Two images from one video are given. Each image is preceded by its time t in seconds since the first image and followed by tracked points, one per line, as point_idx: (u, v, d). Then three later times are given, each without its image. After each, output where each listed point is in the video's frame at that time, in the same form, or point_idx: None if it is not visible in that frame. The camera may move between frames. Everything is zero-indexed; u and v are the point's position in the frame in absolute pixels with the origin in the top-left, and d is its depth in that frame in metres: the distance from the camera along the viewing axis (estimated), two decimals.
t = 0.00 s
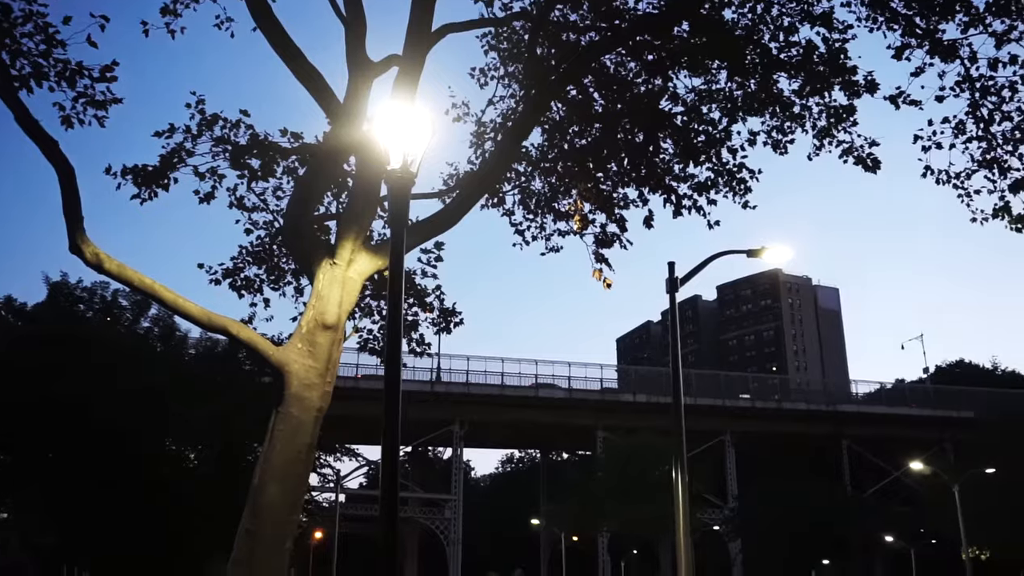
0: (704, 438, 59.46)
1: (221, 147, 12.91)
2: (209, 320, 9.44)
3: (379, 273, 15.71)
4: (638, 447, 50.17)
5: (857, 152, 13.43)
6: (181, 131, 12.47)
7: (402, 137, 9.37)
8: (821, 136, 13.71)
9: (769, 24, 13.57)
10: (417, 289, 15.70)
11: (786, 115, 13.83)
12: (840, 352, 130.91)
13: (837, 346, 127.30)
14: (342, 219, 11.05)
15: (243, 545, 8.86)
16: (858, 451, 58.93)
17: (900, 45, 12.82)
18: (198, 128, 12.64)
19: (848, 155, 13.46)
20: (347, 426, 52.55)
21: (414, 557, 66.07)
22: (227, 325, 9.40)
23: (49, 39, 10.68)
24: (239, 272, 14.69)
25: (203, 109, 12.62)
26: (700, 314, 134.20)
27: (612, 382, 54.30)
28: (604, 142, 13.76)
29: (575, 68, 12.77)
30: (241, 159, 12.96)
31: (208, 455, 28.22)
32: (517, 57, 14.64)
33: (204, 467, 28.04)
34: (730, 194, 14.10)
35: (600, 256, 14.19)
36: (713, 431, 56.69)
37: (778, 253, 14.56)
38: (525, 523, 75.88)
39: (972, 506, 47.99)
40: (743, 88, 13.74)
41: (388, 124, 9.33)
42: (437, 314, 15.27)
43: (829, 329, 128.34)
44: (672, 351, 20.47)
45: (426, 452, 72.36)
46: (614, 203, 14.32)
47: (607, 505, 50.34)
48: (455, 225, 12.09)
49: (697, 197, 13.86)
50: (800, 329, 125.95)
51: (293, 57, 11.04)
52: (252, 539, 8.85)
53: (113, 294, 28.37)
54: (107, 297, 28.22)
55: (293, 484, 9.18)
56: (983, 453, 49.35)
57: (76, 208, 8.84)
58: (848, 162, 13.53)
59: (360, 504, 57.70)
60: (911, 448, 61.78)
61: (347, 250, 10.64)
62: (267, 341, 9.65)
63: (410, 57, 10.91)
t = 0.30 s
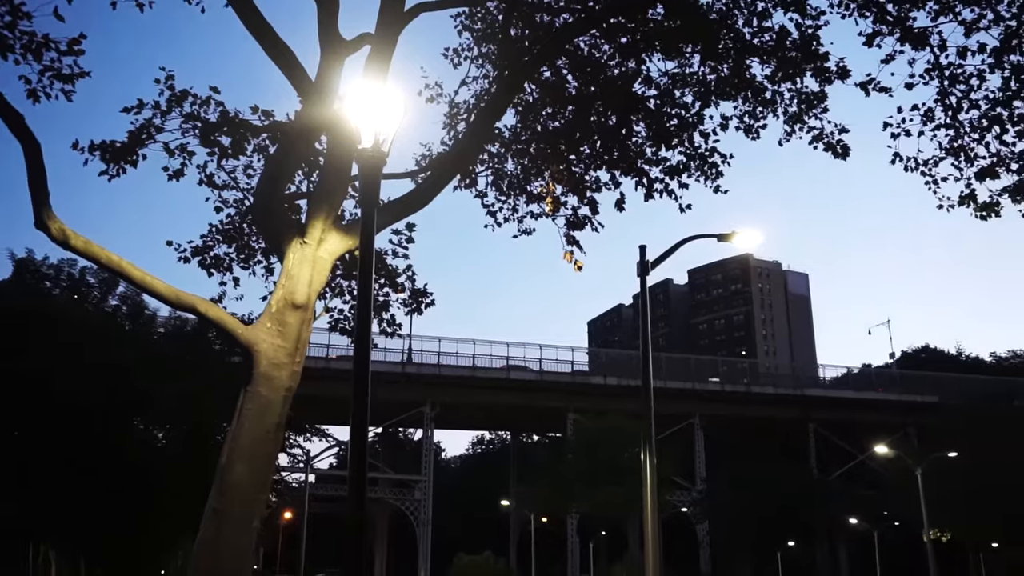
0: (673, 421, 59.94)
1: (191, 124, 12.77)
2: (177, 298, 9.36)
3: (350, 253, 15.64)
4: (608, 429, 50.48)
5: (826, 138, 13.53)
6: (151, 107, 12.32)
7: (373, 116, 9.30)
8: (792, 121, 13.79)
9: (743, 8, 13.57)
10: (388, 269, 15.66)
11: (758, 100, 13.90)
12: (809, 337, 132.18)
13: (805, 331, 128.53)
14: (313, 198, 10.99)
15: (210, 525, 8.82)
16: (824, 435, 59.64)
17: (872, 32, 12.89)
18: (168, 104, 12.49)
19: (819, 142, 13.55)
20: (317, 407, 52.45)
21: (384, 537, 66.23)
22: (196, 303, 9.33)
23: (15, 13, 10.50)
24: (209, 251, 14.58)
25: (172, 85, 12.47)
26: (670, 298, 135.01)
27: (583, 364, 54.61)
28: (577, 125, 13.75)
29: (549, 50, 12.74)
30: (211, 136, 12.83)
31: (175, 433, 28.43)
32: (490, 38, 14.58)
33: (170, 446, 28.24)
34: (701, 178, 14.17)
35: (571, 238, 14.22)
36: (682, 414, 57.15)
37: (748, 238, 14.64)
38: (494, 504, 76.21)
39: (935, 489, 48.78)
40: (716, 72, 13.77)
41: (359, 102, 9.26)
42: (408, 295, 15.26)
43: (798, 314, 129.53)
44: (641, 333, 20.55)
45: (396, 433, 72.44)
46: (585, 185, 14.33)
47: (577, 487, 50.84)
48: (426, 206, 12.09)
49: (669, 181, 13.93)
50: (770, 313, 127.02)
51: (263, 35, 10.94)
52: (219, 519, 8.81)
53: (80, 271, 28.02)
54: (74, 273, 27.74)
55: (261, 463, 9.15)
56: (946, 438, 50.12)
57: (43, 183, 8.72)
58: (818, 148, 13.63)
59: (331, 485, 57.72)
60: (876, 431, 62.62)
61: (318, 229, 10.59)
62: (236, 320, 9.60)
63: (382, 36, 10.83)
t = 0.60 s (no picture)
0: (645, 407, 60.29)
1: (162, 103, 12.63)
2: (146, 278, 9.27)
3: (322, 236, 15.54)
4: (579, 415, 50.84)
5: (800, 128, 13.58)
6: (121, 85, 12.16)
7: (346, 97, 9.24)
8: (766, 110, 13.84)
9: None
10: (361, 253, 15.58)
11: (733, 88, 13.92)
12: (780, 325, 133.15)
13: (776, 320, 129.47)
14: (284, 180, 10.91)
15: (180, 507, 8.76)
16: (793, 422, 60.22)
17: (846, 22, 12.94)
18: (139, 82, 12.35)
19: (791, 131, 13.61)
20: (289, 390, 52.25)
21: (355, 521, 66.22)
22: (166, 285, 9.25)
23: None
24: (180, 232, 14.44)
25: (143, 63, 12.32)
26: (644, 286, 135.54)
27: (556, 350, 54.80)
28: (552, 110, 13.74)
29: (524, 34, 12.68)
30: (182, 116, 12.70)
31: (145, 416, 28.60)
32: (466, 21, 14.49)
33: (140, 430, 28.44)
34: (675, 165, 14.20)
35: (544, 224, 14.22)
36: (654, 400, 57.46)
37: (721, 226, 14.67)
38: (466, 489, 76.37)
39: (901, 476, 49.38)
40: (692, 59, 13.74)
41: (332, 84, 9.19)
42: (381, 279, 15.19)
43: (769, 302, 130.49)
44: (614, 319, 20.56)
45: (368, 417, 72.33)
46: (559, 170, 14.33)
47: (547, 472, 51.08)
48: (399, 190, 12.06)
49: (643, 167, 13.93)
50: (742, 301, 127.79)
51: (235, 14, 10.83)
52: (188, 501, 8.76)
53: (48, 251, 26.60)
54: (42, 253, 26.43)
55: (231, 445, 9.10)
56: (913, 425, 50.73)
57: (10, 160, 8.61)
58: (791, 137, 13.70)
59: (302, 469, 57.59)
60: (844, 419, 63.29)
61: (290, 211, 10.52)
62: (207, 302, 9.53)
63: (356, 17, 10.74)
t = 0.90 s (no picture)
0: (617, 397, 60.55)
1: (134, 84, 12.51)
2: (115, 262, 9.18)
3: (295, 221, 15.45)
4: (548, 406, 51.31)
5: (774, 120, 13.66)
6: (92, 65, 12.02)
7: (320, 82, 9.19)
8: (740, 103, 13.91)
9: None
10: (334, 239, 15.53)
11: (707, 80, 13.97)
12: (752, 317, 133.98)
13: (748, 311, 130.20)
14: (257, 165, 10.86)
15: (148, 491, 8.70)
16: (763, 413, 60.72)
17: (821, 16, 13.00)
18: (110, 63, 12.22)
19: (766, 124, 13.69)
20: (260, 377, 52.00)
21: (326, 508, 66.05)
22: (136, 269, 9.17)
23: None
24: (151, 216, 14.31)
25: (115, 44, 12.19)
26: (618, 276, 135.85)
27: (529, 339, 54.93)
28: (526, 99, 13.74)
29: (500, 22, 12.66)
30: (155, 98, 12.59)
31: (115, 400, 28.09)
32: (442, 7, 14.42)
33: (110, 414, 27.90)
34: (649, 156, 14.25)
35: (518, 212, 14.25)
36: (626, 390, 57.71)
37: (694, 217, 14.74)
38: (437, 476, 76.38)
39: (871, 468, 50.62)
40: (668, 50, 13.77)
41: (306, 69, 9.14)
42: (354, 266, 15.15)
43: (742, 293, 131.24)
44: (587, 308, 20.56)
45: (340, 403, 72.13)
46: (533, 159, 14.35)
47: (519, 461, 51.23)
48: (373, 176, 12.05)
49: (617, 157, 13.98)
50: (714, 293, 128.44)
51: None
52: (156, 486, 8.69)
53: (18, 232, 25.39)
54: (12, 235, 25.27)
55: (200, 429, 9.05)
56: (881, 417, 51.32)
57: None
58: (764, 130, 13.78)
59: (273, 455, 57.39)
60: (813, 410, 63.89)
61: (262, 196, 10.47)
62: (177, 287, 9.47)
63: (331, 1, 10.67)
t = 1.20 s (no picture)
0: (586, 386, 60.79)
1: (100, 66, 12.33)
2: (80, 246, 9.07)
3: (263, 208, 15.32)
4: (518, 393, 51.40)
5: (744, 113, 13.72)
6: (58, 46, 11.82)
7: (289, 66, 9.11)
8: (710, 95, 13.96)
9: None
10: (302, 225, 15.43)
11: (679, 71, 14.01)
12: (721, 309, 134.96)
13: (717, 302, 131.14)
14: (225, 150, 10.76)
15: (111, 478, 8.62)
16: (731, 404, 61.24)
17: (793, 10, 13.03)
18: (77, 44, 12.03)
19: (736, 116, 13.75)
20: (228, 364, 51.64)
21: (294, 496, 65.83)
22: (100, 253, 9.07)
23: None
24: (116, 200, 14.13)
25: (82, 24, 12.00)
26: (588, 265, 136.17)
27: (499, 328, 55.02)
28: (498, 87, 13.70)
29: (473, 10, 12.59)
30: (122, 80, 12.41)
31: (82, 386, 27.61)
32: None
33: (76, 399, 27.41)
34: (620, 147, 14.27)
35: (488, 200, 14.24)
36: (595, 380, 57.95)
37: (663, 207, 14.79)
38: (406, 465, 76.34)
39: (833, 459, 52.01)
40: (640, 41, 13.77)
41: (275, 53, 9.05)
42: (323, 252, 15.07)
43: (711, 285, 132.06)
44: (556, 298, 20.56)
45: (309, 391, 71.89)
46: (504, 148, 14.35)
47: (488, 449, 51.34)
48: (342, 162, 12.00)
49: (587, 148, 14.00)
50: (684, 284, 129.18)
51: None
52: (121, 472, 8.61)
53: None
54: None
55: (165, 415, 8.97)
56: (845, 409, 52.00)
57: None
58: (734, 122, 13.84)
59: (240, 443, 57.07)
60: (779, 401, 64.54)
61: (229, 180, 10.38)
62: (142, 272, 9.37)
63: None
